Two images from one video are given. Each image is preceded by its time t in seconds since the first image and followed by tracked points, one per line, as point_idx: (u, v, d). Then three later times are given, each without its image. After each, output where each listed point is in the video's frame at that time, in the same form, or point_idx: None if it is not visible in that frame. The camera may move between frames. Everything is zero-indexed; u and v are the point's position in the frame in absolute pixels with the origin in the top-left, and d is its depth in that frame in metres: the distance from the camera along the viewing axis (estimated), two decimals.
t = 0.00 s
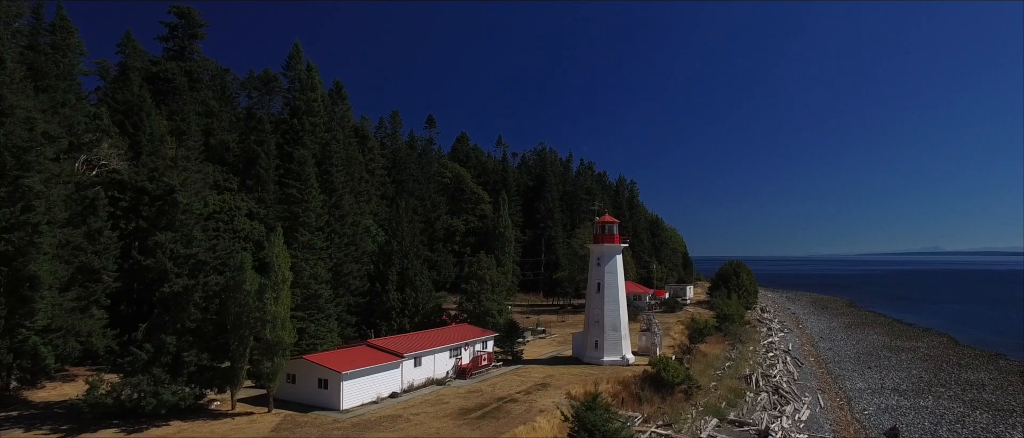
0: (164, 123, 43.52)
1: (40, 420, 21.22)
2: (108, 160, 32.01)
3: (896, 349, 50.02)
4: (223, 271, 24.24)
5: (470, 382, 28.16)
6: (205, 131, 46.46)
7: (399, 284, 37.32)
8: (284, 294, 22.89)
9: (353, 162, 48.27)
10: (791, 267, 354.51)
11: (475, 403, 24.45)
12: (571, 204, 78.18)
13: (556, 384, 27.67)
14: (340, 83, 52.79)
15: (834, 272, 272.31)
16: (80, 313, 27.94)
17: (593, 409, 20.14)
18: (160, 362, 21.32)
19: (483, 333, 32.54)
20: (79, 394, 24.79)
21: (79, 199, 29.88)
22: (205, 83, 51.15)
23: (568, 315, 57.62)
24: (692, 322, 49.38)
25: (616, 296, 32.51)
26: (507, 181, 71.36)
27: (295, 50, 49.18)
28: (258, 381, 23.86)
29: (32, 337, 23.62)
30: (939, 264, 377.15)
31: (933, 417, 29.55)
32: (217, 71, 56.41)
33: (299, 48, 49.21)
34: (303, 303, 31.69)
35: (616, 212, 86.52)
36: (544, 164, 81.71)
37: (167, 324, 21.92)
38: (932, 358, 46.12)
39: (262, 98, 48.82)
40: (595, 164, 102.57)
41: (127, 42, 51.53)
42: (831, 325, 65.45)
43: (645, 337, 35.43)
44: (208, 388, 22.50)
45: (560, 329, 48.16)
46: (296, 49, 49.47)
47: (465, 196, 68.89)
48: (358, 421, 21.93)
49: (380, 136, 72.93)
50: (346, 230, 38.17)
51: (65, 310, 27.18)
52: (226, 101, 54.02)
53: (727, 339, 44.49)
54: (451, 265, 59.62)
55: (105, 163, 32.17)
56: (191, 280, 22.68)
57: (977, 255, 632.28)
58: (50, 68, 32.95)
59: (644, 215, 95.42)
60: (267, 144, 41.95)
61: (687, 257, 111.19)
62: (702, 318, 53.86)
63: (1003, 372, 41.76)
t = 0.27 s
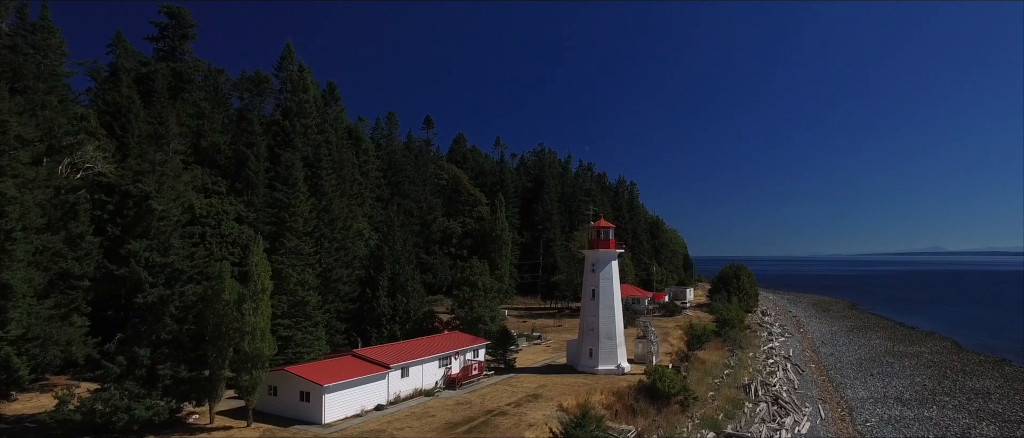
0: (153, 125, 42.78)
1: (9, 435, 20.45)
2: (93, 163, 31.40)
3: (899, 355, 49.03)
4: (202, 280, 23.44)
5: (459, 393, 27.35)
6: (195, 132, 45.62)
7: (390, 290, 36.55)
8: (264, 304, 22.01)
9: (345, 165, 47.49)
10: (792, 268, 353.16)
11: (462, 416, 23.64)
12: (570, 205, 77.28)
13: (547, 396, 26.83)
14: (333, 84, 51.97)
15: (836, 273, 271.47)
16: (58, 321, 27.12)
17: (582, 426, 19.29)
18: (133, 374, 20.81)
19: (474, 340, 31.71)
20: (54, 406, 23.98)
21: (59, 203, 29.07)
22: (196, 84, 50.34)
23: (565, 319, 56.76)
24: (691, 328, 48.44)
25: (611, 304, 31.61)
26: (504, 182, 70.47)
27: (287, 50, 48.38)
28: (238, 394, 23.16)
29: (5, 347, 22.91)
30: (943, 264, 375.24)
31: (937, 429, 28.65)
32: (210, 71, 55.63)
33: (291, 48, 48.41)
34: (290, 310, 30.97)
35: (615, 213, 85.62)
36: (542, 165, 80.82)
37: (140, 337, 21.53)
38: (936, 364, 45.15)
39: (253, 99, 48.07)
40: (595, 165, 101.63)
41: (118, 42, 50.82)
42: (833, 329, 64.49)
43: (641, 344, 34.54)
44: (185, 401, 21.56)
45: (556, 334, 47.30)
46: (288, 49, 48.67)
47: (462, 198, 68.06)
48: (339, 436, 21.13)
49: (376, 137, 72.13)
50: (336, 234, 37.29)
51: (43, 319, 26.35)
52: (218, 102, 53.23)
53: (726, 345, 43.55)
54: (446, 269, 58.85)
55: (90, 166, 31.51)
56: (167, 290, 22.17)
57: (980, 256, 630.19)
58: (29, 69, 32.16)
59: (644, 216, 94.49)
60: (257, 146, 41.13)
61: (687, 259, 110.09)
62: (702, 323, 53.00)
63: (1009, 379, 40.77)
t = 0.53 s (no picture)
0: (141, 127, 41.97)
1: None
2: (76, 166, 30.60)
3: (902, 361, 48.06)
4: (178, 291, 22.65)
5: (447, 406, 26.50)
6: (185, 134, 44.81)
7: (380, 297, 35.72)
8: (241, 316, 21.10)
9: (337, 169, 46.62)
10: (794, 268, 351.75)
11: (449, 432, 22.77)
12: (568, 207, 76.34)
13: (538, 409, 25.96)
14: (326, 85, 51.11)
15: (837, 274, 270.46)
16: (34, 331, 26.17)
17: None
18: (104, 390, 19.91)
19: (465, 350, 30.82)
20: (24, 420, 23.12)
21: (38, 209, 28.24)
22: (187, 85, 49.49)
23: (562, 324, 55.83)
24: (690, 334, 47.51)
25: (606, 312, 30.68)
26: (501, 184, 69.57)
27: (278, 51, 47.56)
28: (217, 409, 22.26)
29: None
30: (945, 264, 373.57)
31: None
32: (201, 72, 54.82)
33: (283, 49, 47.60)
34: (275, 318, 30.14)
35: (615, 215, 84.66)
36: (540, 166, 79.91)
37: (114, 351, 20.83)
38: (940, 372, 44.16)
39: (243, 100, 47.28)
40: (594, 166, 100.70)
41: (107, 43, 50.04)
42: (835, 334, 63.49)
43: (637, 353, 33.64)
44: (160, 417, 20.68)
45: (552, 341, 46.40)
46: (279, 50, 47.85)
47: (458, 201, 67.19)
48: None
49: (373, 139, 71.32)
50: (326, 240, 36.41)
51: (17, 329, 25.46)
52: (210, 103, 52.44)
53: (724, 352, 42.58)
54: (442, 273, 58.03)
55: (74, 170, 30.64)
56: (139, 303, 21.41)
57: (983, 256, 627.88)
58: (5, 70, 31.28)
59: (644, 218, 93.56)
60: (245, 149, 40.27)
61: (688, 261, 108.99)
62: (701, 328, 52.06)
63: (1015, 388, 39.77)
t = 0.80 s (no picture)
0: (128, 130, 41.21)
1: None
2: (57, 171, 28.98)
3: (905, 368, 47.09)
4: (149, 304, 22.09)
5: (433, 421, 25.71)
6: (173, 138, 43.98)
7: (369, 305, 34.88)
8: (215, 331, 20.13)
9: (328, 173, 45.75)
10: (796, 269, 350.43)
11: None
12: (566, 210, 75.39)
13: (527, 424, 25.10)
14: (317, 87, 50.23)
15: (838, 274, 269.51)
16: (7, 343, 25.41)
17: None
18: (70, 408, 19.38)
19: (454, 361, 29.98)
20: None
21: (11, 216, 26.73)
22: (177, 87, 48.64)
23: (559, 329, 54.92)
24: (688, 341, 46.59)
25: (599, 323, 29.72)
26: (498, 187, 68.61)
27: (268, 52, 46.70)
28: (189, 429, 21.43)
29: None
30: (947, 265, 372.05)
31: None
32: (192, 74, 53.93)
33: (273, 51, 46.72)
34: (258, 328, 29.39)
35: (613, 218, 83.71)
36: (538, 168, 78.98)
37: (80, 368, 20.08)
38: (944, 380, 43.19)
39: (232, 103, 46.44)
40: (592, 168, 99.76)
41: (95, 44, 49.21)
42: (836, 339, 62.50)
43: (631, 363, 32.76)
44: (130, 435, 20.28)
45: (547, 347, 45.53)
46: (269, 51, 46.98)
47: (454, 203, 66.28)
48: None
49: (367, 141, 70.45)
50: (314, 247, 35.51)
51: None
52: (200, 105, 51.58)
53: (723, 360, 41.65)
54: (436, 277, 57.18)
55: (55, 175, 29.14)
56: (109, 317, 20.68)
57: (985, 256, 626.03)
58: None
59: (643, 220, 92.55)
60: (233, 153, 39.36)
61: (687, 263, 107.96)
62: (700, 334, 51.07)
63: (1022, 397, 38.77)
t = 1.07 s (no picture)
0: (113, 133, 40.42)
1: None
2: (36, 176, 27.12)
3: (907, 376, 46.12)
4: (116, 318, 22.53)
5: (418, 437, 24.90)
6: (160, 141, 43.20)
7: (356, 314, 34.08)
8: (185, 348, 19.19)
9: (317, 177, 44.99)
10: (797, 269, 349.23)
11: None
12: (563, 212, 74.45)
13: None
14: (308, 89, 49.41)
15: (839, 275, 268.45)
16: None
17: None
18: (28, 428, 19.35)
19: (441, 373, 29.22)
20: None
21: None
22: (166, 88, 47.76)
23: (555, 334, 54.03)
24: (685, 348, 45.68)
25: (591, 334, 28.77)
26: (494, 189, 67.68)
27: (257, 54, 45.88)
28: None
29: None
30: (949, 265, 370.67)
31: None
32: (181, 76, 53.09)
33: (262, 52, 45.90)
34: (240, 340, 28.55)
35: (611, 220, 82.76)
36: (535, 170, 78.07)
37: (39, 387, 19.95)
38: (947, 389, 42.21)
39: (220, 105, 45.60)
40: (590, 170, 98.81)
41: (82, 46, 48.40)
42: (837, 344, 61.47)
43: (625, 374, 31.83)
44: None
45: (542, 354, 44.66)
46: (258, 53, 46.14)
47: (449, 206, 65.43)
48: None
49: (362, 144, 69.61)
50: (300, 254, 34.65)
51: None
52: (189, 107, 50.76)
53: (720, 368, 40.74)
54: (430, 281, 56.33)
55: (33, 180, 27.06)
56: (72, 335, 20.93)
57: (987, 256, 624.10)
58: None
59: (641, 222, 91.56)
60: (219, 157, 38.52)
61: (687, 265, 106.89)
62: (698, 340, 50.13)
63: None
